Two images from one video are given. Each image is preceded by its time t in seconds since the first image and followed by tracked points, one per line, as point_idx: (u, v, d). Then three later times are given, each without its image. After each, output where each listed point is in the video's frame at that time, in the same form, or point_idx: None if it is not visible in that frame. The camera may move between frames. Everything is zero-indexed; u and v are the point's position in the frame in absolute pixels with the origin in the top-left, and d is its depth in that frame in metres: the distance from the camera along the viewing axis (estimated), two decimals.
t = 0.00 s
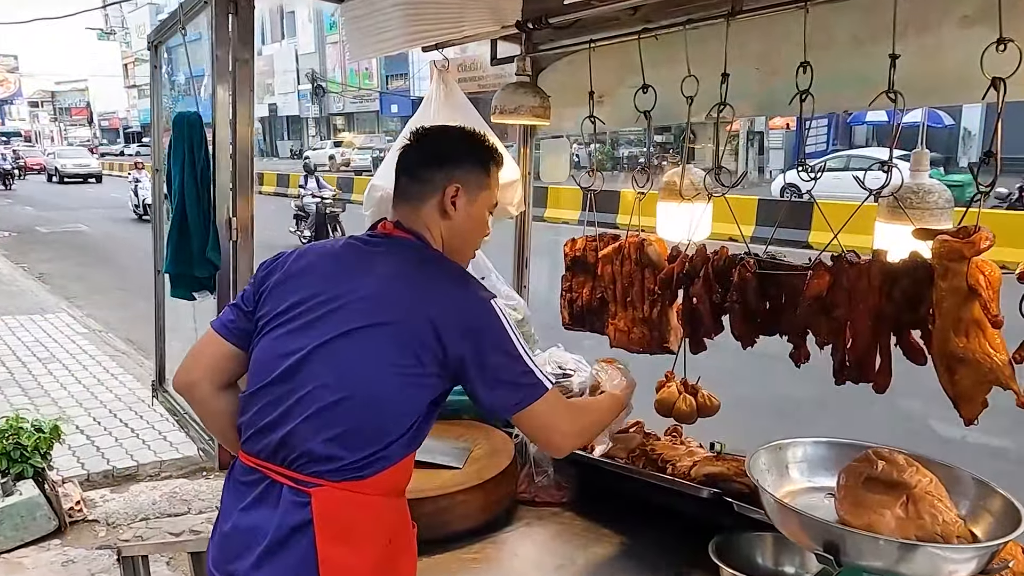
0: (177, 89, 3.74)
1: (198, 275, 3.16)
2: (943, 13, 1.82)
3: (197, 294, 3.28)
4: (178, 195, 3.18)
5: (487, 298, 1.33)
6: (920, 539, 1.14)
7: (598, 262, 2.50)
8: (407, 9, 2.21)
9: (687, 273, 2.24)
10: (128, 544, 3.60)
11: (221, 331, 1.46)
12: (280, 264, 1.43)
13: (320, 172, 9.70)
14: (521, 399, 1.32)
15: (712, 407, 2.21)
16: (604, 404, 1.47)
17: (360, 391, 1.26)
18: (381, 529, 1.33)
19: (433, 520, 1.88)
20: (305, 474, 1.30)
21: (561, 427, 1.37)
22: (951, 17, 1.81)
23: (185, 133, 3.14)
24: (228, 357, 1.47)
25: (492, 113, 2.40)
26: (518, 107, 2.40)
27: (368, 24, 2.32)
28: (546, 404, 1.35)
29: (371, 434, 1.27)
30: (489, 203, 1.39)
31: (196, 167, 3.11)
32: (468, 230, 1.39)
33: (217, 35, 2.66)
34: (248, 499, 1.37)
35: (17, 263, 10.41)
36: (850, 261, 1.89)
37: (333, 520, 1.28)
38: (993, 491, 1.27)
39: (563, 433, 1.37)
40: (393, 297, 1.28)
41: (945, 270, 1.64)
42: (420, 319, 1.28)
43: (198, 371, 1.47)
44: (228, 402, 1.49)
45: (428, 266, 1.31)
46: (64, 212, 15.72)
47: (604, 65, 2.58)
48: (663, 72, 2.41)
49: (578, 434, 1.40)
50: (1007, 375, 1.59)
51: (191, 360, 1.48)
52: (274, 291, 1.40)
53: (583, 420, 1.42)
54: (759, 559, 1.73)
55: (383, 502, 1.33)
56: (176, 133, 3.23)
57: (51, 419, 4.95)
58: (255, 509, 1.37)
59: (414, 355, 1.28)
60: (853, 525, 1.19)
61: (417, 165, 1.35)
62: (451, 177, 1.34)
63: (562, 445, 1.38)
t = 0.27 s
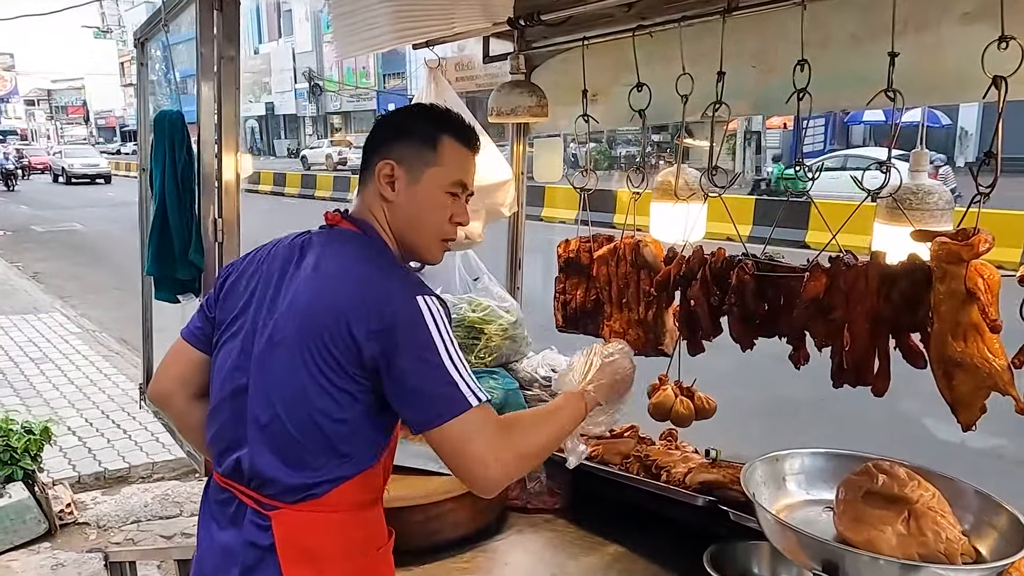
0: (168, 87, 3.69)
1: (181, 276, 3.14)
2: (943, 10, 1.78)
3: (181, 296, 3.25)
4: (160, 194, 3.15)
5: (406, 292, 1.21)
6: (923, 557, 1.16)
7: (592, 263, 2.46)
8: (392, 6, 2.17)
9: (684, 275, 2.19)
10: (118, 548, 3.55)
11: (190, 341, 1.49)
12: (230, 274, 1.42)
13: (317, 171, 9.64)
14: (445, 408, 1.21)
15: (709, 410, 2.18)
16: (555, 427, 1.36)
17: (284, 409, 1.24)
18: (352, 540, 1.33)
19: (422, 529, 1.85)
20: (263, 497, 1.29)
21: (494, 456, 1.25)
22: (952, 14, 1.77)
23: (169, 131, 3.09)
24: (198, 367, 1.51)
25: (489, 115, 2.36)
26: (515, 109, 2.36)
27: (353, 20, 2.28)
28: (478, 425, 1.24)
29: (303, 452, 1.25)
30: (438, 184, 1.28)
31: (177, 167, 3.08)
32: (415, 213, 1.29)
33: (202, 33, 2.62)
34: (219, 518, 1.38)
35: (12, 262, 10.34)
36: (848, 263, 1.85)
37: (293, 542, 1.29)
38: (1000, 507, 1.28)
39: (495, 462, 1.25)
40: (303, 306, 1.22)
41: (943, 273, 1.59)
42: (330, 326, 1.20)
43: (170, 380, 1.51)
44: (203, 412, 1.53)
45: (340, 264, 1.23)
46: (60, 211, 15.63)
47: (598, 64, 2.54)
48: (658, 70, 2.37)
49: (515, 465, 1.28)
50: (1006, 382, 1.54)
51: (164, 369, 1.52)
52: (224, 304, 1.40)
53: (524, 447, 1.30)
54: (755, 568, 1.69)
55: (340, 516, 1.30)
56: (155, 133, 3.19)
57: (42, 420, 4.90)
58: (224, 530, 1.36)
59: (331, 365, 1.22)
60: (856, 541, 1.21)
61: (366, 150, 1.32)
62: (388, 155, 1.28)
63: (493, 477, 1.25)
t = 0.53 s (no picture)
0: (163, 85, 3.65)
1: (175, 278, 3.11)
2: (948, 9, 1.75)
3: (175, 299, 3.20)
4: (154, 195, 3.11)
5: (347, 267, 1.07)
6: (935, 570, 1.17)
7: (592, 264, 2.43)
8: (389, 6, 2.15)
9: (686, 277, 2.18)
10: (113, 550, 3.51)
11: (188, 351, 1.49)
12: (219, 284, 1.41)
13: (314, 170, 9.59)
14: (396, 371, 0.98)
15: (710, 412, 2.15)
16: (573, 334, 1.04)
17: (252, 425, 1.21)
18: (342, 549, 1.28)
19: (421, 535, 1.82)
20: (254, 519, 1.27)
21: (473, 384, 0.98)
22: (957, 12, 1.74)
23: (162, 131, 3.06)
24: (189, 372, 1.50)
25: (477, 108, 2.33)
26: (506, 102, 2.32)
27: (349, 20, 2.26)
28: (439, 352, 0.98)
29: (275, 467, 1.22)
30: (419, 175, 1.21)
31: (171, 167, 3.05)
32: (395, 206, 1.22)
33: (197, 32, 2.58)
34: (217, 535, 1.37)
35: (7, 262, 10.28)
36: (853, 265, 1.83)
37: (283, 566, 1.26)
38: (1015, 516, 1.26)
39: (474, 388, 0.98)
40: (261, 316, 1.18)
41: (949, 276, 1.57)
42: (281, 333, 1.14)
43: (162, 386, 1.49)
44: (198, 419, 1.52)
45: (291, 265, 1.16)
46: (56, 209, 15.55)
47: (598, 63, 2.51)
48: (659, 70, 2.34)
49: (513, 390, 1.00)
50: (1013, 387, 1.52)
51: (156, 376, 1.51)
52: (215, 315, 1.39)
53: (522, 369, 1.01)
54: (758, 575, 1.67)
55: (325, 529, 1.26)
56: (149, 133, 3.16)
57: (37, 421, 4.85)
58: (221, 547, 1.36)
59: (287, 373, 1.16)
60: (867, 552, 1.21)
61: (351, 142, 1.28)
62: (365, 143, 1.23)
63: (473, 401, 0.98)
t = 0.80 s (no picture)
0: (160, 84, 3.64)
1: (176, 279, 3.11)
2: (951, 10, 1.75)
3: (177, 298, 3.23)
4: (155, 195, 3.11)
5: (355, 273, 1.07)
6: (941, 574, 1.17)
7: (591, 265, 2.43)
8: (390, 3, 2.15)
9: (684, 279, 2.17)
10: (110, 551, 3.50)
11: (184, 361, 1.49)
12: (211, 293, 1.40)
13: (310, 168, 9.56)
14: (417, 376, 0.98)
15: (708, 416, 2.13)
16: (635, 367, 0.98)
17: (255, 441, 1.21)
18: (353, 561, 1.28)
19: (422, 537, 1.82)
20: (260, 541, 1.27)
21: (511, 375, 0.98)
22: (958, 14, 1.74)
23: (164, 132, 3.07)
24: (189, 385, 1.51)
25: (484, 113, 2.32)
26: (510, 106, 2.32)
27: (351, 19, 2.25)
28: (476, 343, 0.99)
29: (281, 482, 1.21)
30: (419, 177, 1.20)
31: (173, 168, 3.06)
32: (393, 209, 1.22)
33: (197, 31, 2.57)
34: (222, 550, 1.38)
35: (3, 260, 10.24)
36: (855, 268, 1.83)
37: None
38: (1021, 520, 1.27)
39: (506, 367, 0.98)
40: (260, 329, 1.17)
41: (953, 279, 1.58)
42: (285, 346, 1.14)
43: (163, 403, 1.52)
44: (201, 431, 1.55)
45: (291, 276, 1.15)
46: (51, 208, 15.49)
47: (599, 63, 2.51)
48: (660, 71, 2.34)
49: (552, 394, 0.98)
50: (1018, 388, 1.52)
51: (156, 391, 1.53)
52: (209, 325, 1.38)
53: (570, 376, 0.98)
54: None
55: (335, 541, 1.25)
56: (151, 133, 3.15)
57: (33, 421, 4.84)
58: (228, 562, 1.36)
59: (292, 386, 1.15)
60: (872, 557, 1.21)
61: (349, 143, 1.27)
62: (362, 145, 1.22)
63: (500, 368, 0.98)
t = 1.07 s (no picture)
0: (157, 83, 3.63)
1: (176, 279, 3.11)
2: (952, 10, 1.75)
3: (176, 297, 3.24)
4: (154, 194, 3.10)
5: (372, 288, 1.08)
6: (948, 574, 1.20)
7: (592, 265, 2.43)
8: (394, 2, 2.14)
9: (685, 278, 2.17)
10: (109, 551, 3.49)
11: (190, 361, 1.49)
12: (218, 294, 1.39)
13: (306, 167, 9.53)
14: (437, 398, 1.00)
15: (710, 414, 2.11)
16: (649, 428, 1.01)
17: (266, 450, 1.21)
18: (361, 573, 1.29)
19: (424, 537, 1.82)
20: (267, 545, 1.27)
21: (528, 414, 1.00)
22: (960, 14, 1.74)
23: (162, 131, 3.06)
24: (194, 387, 1.51)
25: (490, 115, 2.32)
26: (518, 109, 2.32)
27: (354, 18, 2.24)
28: (492, 373, 1.00)
29: (291, 492, 1.21)
30: (434, 183, 1.21)
31: (172, 168, 3.04)
32: (408, 215, 1.23)
33: (196, 29, 2.56)
34: (226, 554, 1.38)
35: None
36: (855, 268, 1.83)
37: None
38: None
39: (524, 403, 1.00)
40: (272, 338, 1.17)
41: (955, 279, 1.57)
42: (298, 357, 1.14)
43: (168, 407, 1.52)
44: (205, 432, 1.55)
45: (305, 286, 1.15)
46: (46, 206, 15.44)
47: (599, 63, 2.51)
48: (661, 70, 2.34)
49: (564, 442, 1.01)
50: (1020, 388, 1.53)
51: (160, 394, 1.52)
52: (216, 327, 1.38)
53: (583, 427, 1.00)
54: None
55: (342, 553, 1.26)
56: (149, 132, 3.14)
57: (30, 420, 4.82)
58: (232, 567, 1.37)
59: (305, 397, 1.16)
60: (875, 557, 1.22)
61: (364, 145, 1.28)
62: (379, 148, 1.23)
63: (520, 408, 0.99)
